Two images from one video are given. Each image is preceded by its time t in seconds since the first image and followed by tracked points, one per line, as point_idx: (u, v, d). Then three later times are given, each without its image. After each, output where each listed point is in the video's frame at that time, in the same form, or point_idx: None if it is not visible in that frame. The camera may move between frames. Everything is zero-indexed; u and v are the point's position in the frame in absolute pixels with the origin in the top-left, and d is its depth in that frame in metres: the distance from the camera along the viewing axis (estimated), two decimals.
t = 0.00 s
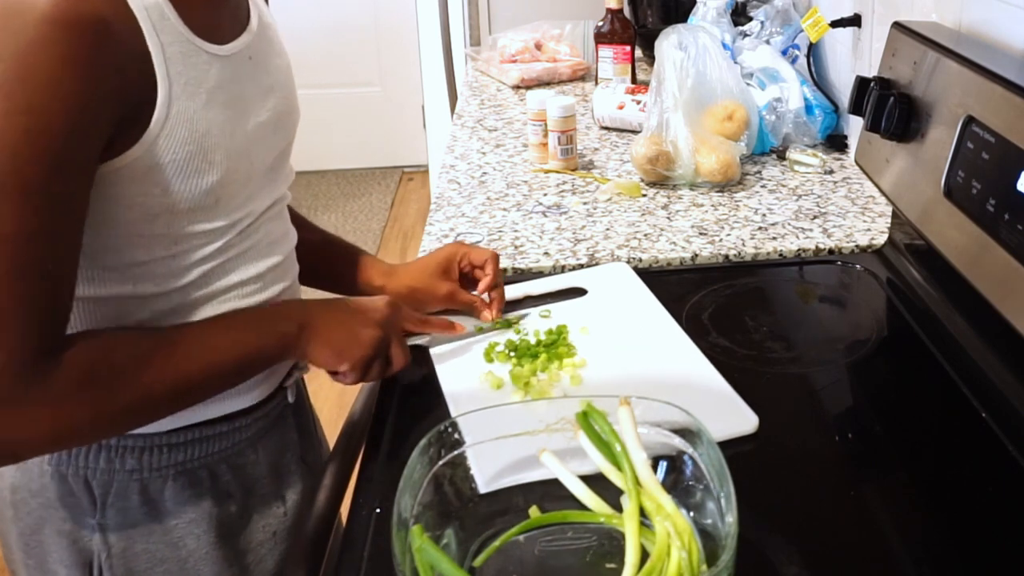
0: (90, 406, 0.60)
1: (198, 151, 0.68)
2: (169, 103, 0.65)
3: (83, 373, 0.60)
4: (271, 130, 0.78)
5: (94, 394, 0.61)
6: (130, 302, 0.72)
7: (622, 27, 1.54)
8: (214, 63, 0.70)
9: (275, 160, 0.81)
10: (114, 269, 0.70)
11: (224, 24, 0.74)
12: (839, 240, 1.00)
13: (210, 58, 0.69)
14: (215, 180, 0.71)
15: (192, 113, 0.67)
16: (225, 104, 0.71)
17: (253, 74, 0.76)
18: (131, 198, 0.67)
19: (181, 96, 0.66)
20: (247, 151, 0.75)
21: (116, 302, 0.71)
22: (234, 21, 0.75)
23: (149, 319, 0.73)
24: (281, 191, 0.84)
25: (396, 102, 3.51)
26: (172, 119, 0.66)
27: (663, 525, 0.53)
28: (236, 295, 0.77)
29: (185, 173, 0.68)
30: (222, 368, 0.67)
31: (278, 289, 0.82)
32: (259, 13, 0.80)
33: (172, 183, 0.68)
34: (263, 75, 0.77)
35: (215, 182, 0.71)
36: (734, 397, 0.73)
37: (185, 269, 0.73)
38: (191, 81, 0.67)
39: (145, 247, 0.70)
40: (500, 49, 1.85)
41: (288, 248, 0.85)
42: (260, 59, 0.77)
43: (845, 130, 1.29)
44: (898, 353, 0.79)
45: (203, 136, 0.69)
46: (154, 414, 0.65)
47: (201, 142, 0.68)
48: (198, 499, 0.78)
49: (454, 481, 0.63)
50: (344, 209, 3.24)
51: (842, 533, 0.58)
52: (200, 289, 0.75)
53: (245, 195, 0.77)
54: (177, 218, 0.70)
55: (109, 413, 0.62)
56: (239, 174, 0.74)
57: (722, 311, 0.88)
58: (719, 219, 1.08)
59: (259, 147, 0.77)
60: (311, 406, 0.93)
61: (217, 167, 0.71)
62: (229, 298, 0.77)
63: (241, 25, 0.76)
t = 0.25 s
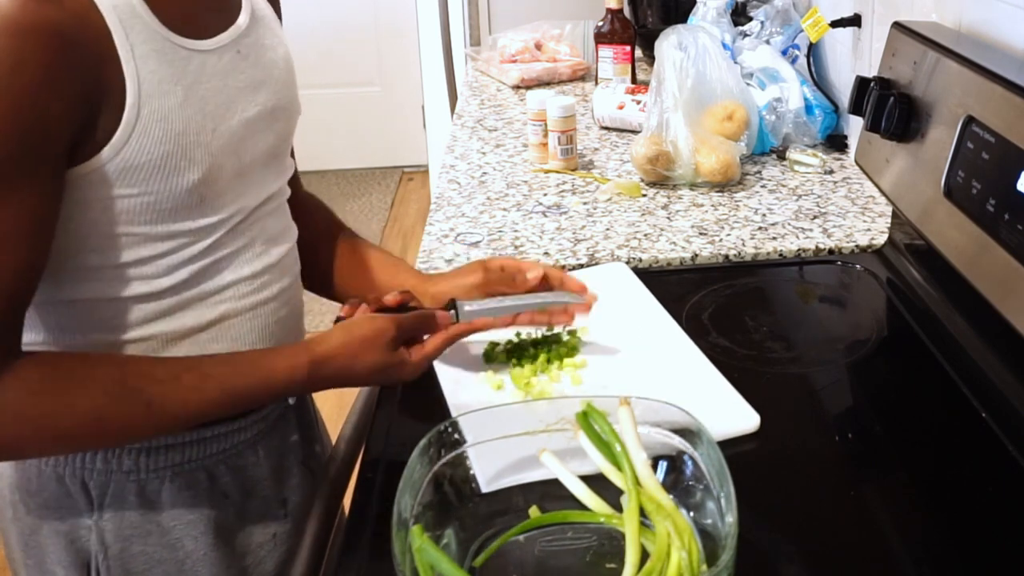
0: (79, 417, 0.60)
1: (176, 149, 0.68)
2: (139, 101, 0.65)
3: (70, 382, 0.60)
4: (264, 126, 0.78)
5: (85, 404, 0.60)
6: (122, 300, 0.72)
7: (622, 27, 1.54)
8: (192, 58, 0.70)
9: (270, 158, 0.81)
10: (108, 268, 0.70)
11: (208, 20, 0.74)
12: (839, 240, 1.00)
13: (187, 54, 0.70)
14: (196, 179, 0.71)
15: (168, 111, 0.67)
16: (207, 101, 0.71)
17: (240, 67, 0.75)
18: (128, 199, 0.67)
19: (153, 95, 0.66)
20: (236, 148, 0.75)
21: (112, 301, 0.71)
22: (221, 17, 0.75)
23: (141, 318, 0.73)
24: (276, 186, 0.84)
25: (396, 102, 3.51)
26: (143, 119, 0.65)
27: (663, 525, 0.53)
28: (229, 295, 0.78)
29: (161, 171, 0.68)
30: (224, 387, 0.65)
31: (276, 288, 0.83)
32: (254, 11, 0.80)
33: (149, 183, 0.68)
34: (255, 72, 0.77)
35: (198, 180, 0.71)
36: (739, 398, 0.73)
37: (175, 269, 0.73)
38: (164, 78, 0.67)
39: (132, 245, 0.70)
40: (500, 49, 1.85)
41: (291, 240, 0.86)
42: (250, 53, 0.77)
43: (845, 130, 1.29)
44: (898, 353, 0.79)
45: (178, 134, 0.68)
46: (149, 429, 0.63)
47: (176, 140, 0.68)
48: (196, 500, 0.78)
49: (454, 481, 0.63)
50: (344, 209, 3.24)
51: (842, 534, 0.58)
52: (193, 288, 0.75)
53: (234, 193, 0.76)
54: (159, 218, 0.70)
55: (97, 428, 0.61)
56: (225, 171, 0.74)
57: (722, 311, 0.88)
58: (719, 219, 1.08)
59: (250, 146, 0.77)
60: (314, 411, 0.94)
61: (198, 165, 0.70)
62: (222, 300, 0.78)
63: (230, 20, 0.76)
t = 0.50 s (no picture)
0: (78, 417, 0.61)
1: (180, 161, 0.68)
2: (142, 113, 0.65)
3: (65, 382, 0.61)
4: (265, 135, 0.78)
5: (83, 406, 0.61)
6: (124, 308, 0.72)
7: (622, 27, 1.54)
8: (194, 68, 0.70)
9: (270, 166, 0.81)
10: (108, 275, 0.70)
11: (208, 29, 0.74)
12: (839, 240, 1.00)
13: (190, 64, 0.70)
14: (198, 191, 0.71)
15: (169, 122, 0.67)
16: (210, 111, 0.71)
17: (242, 77, 0.75)
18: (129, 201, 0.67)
19: (156, 106, 0.66)
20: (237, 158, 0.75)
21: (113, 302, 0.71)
22: (223, 27, 0.76)
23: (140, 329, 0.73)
24: (276, 195, 0.84)
25: (395, 102, 3.51)
26: (146, 131, 0.66)
27: (663, 525, 0.53)
28: (231, 306, 0.78)
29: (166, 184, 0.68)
30: (220, 379, 0.66)
31: (277, 296, 0.83)
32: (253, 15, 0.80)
33: (151, 195, 0.68)
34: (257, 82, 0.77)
35: (200, 193, 0.71)
36: (739, 399, 0.73)
37: (174, 281, 0.73)
38: (168, 89, 0.67)
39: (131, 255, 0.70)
40: (500, 49, 1.85)
41: (289, 250, 0.86)
42: (251, 63, 0.77)
43: (845, 130, 1.29)
44: (898, 353, 0.79)
45: (182, 146, 0.68)
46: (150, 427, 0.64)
47: (180, 153, 0.68)
48: (196, 507, 0.78)
49: (454, 481, 0.63)
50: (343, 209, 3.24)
51: (843, 534, 0.58)
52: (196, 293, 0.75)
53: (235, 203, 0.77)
54: (163, 227, 0.70)
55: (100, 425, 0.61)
56: (228, 182, 0.74)
57: (722, 311, 0.88)
58: (719, 219, 1.08)
59: (251, 149, 0.77)
60: (317, 418, 0.95)
61: (200, 176, 0.71)
62: (223, 310, 0.77)
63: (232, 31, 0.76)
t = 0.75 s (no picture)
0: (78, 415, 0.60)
1: (177, 162, 0.68)
2: (139, 113, 0.65)
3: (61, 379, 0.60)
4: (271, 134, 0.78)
5: (78, 399, 0.60)
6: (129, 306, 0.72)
7: (622, 27, 1.54)
8: (195, 69, 0.70)
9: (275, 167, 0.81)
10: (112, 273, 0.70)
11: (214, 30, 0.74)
12: (839, 240, 1.00)
13: (192, 64, 0.69)
14: (197, 192, 0.70)
15: (167, 124, 0.67)
16: (211, 113, 0.71)
17: (247, 78, 0.75)
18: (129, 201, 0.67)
19: (154, 107, 0.66)
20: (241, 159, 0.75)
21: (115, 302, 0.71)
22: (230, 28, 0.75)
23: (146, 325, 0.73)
24: (282, 196, 0.83)
25: (395, 102, 3.51)
26: (144, 131, 0.65)
27: (663, 525, 0.53)
28: (235, 304, 0.78)
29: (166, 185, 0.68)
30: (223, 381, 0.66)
31: (280, 296, 0.82)
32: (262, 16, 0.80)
33: (151, 195, 0.68)
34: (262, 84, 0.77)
35: (200, 193, 0.71)
36: (739, 399, 0.73)
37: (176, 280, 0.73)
38: (167, 90, 0.67)
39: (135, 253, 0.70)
40: (500, 49, 1.85)
41: (295, 250, 0.86)
42: (257, 63, 0.77)
43: (845, 130, 1.29)
44: (898, 353, 0.79)
45: (180, 148, 0.68)
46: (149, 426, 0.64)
47: (177, 154, 0.68)
48: (201, 504, 0.78)
49: (454, 481, 0.63)
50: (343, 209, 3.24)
51: (843, 535, 0.58)
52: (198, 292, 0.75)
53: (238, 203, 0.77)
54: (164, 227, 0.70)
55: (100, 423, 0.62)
56: (229, 181, 0.74)
57: (722, 311, 0.88)
58: (719, 219, 1.08)
59: (256, 148, 0.77)
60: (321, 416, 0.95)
61: (199, 177, 0.70)
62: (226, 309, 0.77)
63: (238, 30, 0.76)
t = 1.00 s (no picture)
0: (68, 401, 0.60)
1: (213, 136, 0.69)
2: (181, 88, 0.65)
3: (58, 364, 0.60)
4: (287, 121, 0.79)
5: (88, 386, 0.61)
6: (146, 292, 0.72)
7: (622, 27, 1.54)
8: (228, 49, 0.70)
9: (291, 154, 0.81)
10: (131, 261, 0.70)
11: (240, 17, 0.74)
12: (839, 240, 1.00)
13: (225, 44, 0.70)
14: (231, 166, 0.71)
15: (207, 98, 0.68)
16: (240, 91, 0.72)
17: (270, 64, 0.76)
18: (178, 177, 0.68)
19: (197, 82, 0.67)
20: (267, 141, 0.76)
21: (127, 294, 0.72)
22: (251, 16, 0.76)
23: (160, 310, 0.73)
24: (299, 182, 0.84)
25: (395, 102, 3.51)
26: (185, 106, 0.66)
27: (663, 525, 0.53)
28: (252, 288, 0.77)
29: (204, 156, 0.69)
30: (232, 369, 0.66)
31: (298, 281, 0.82)
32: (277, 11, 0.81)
33: (190, 167, 0.68)
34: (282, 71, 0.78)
35: (234, 166, 0.72)
36: (738, 397, 0.73)
37: (206, 258, 0.74)
38: (206, 66, 0.67)
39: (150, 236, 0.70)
40: (500, 49, 1.85)
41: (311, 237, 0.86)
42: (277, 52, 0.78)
43: (845, 130, 1.29)
44: (898, 353, 0.79)
45: (218, 121, 0.69)
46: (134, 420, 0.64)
47: (216, 127, 0.69)
48: (212, 492, 0.79)
49: (454, 481, 0.63)
50: (343, 209, 3.24)
51: (843, 535, 0.58)
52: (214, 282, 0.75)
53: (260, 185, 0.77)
54: (165, 221, 0.70)
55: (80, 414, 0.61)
56: (258, 160, 0.75)
57: (722, 311, 0.88)
58: (719, 219, 1.08)
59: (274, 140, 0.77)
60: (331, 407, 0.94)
61: (233, 152, 0.71)
62: (246, 292, 0.77)
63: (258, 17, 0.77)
